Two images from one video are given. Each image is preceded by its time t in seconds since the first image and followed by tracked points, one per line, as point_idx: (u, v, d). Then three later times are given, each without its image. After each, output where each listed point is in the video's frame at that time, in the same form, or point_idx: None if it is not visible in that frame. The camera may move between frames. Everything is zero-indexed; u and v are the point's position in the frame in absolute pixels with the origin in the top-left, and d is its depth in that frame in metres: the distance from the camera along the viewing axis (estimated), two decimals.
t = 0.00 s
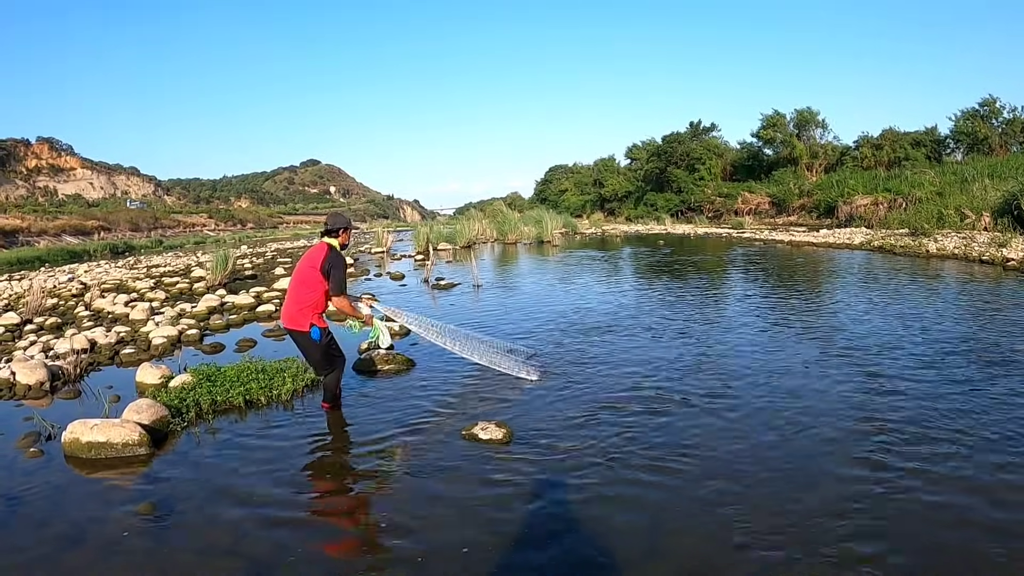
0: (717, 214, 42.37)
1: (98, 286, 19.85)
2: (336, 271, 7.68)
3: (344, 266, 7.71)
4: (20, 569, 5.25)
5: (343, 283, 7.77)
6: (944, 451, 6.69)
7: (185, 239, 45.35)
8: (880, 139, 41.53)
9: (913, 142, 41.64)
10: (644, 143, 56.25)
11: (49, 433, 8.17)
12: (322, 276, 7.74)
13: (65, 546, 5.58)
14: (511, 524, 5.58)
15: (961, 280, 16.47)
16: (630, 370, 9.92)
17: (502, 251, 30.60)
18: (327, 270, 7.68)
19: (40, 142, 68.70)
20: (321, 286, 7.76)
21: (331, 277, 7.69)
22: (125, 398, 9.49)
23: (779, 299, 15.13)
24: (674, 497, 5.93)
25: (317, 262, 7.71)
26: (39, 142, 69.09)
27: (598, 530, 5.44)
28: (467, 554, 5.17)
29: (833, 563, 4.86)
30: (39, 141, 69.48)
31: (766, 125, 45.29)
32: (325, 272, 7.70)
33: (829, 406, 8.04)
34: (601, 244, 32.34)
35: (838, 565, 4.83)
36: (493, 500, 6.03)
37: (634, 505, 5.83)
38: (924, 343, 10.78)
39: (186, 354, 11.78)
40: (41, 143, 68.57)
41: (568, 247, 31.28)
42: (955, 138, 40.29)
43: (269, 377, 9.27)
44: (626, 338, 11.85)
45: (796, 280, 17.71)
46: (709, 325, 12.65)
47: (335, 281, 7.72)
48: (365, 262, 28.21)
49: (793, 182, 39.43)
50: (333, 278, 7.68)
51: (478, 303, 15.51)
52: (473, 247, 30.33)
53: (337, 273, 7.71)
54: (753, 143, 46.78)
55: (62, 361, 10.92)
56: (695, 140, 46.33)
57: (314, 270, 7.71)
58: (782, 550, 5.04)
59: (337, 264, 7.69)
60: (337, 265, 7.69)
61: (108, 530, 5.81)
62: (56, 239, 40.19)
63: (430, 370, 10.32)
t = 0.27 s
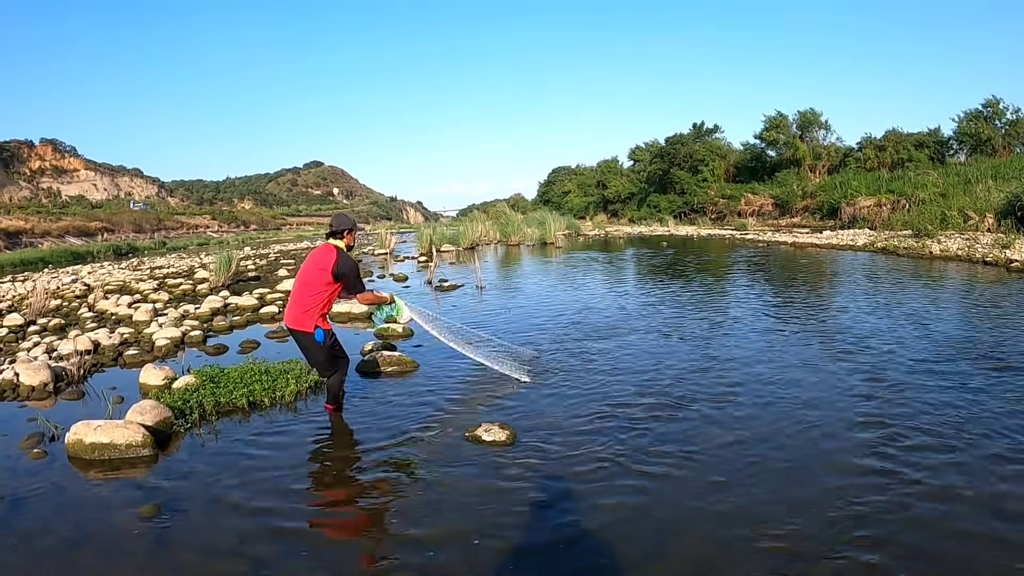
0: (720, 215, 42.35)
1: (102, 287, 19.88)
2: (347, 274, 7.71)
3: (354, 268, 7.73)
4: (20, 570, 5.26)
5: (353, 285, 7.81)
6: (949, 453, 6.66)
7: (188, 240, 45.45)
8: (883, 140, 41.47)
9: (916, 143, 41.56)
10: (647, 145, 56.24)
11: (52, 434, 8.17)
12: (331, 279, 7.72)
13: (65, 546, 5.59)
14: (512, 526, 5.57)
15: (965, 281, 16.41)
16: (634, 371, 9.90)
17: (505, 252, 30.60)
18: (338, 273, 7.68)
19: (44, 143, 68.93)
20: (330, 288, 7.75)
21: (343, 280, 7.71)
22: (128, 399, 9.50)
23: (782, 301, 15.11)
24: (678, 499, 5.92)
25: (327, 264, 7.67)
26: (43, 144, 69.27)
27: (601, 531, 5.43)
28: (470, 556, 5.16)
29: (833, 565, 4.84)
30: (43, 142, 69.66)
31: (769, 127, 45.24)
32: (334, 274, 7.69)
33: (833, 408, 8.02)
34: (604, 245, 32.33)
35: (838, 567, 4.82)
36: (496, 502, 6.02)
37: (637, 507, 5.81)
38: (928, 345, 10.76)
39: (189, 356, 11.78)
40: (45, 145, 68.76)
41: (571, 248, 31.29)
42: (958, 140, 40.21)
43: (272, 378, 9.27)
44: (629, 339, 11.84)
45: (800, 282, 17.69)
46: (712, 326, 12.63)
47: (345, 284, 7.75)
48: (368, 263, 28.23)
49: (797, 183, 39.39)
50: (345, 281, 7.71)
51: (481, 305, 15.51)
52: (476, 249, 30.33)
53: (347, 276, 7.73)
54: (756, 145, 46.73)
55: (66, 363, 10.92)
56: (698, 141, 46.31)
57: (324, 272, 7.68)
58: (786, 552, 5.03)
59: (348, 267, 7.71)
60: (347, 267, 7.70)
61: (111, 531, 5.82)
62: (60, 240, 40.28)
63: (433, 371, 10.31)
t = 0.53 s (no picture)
0: (720, 215, 42.34)
1: (102, 287, 19.88)
2: (352, 271, 7.69)
3: (359, 265, 7.73)
4: (20, 570, 5.26)
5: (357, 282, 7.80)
6: (949, 453, 6.66)
7: (188, 240, 45.42)
8: (884, 140, 41.43)
9: (917, 143, 41.53)
10: (647, 144, 56.23)
11: (53, 433, 8.18)
12: (335, 275, 7.73)
13: (65, 546, 5.59)
14: (513, 526, 5.56)
15: (966, 281, 16.39)
16: (634, 371, 9.90)
17: (505, 252, 30.59)
18: (342, 270, 7.69)
19: (44, 143, 68.96)
20: (334, 285, 7.76)
21: (347, 277, 7.70)
22: (129, 399, 9.49)
23: (782, 300, 15.11)
24: (678, 499, 5.92)
25: (332, 261, 7.69)
26: (43, 143, 69.27)
27: (601, 531, 5.42)
28: (469, 556, 5.16)
29: (834, 565, 4.84)
30: (44, 142, 69.67)
31: (769, 127, 45.20)
32: (339, 271, 7.70)
33: (834, 408, 8.01)
34: (604, 245, 32.33)
35: (839, 566, 4.82)
36: (496, 501, 6.01)
37: (637, 506, 5.81)
38: (928, 345, 10.75)
39: (190, 355, 11.78)
40: (45, 145, 68.79)
41: (571, 248, 31.28)
42: (959, 140, 40.19)
43: (272, 378, 9.27)
44: (629, 338, 11.84)
45: (800, 282, 17.68)
46: (712, 326, 12.64)
47: (349, 281, 7.74)
48: (369, 263, 28.23)
49: (797, 183, 39.37)
50: (348, 278, 7.70)
51: (482, 304, 15.52)
52: (477, 248, 30.31)
53: (351, 273, 7.72)
54: (756, 144, 46.70)
55: (65, 362, 10.91)
56: (699, 141, 46.29)
57: (329, 269, 7.70)
58: (785, 552, 5.02)
59: (352, 264, 7.69)
60: (353, 265, 7.68)
61: (111, 531, 5.81)
62: (60, 240, 40.31)
63: (434, 371, 10.30)
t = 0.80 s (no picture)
0: (721, 213, 42.32)
1: (103, 286, 19.90)
2: (355, 269, 7.67)
3: (361, 262, 7.70)
4: (18, 570, 5.24)
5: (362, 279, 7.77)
6: (949, 451, 6.65)
7: (190, 238, 45.45)
8: (885, 138, 41.38)
9: (918, 141, 41.47)
10: (648, 143, 56.23)
11: (53, 432, 8.18)
12: (340, 273, 7.72)
13: (64, 545, 5.58)
14: (513, 524, 5.56)
15: (967, 279, 16.37)
16: (634, 369, 9.90)
17: (507, 250, 30.58)
18: (345, 267, 7.67)
19: (45, 142, 69.04)
20: (340, 284, 7.76)
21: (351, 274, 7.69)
22: (129, 397, 9.50)
23: (784, 298, 15.10)
24: (679, 497, 5.91)
25: (336, 259, 7.69)
26: (44, 142, 69.30)
27: (601, 529, 5.42)
28: (470, 554, 5.15)
29: (834, 562, 4.84)
30: (45, 141, 69.71)
31: (770, 125, 45.15)
32: (343, 269, 7.69)
33: (835, 406, 8.00)
34: (605, 243, 32.32)
35: (839, 564, 4.81)
36: (496, 499, 6.01)
37: (638, 504, 5.81)
38: (930, 343, 10.75)
39: (191, 353, 11.78)
40: (46, 144, 68.82)
41: (572, 246, 31.26)
42: (960, 138, 40.13)
43: (273, 376, 9.27)
44: (631, 337, 11.83)
45: (801, 280, 17.66)
46: (713, 324, 12.63)
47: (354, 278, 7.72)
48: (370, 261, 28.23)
49: (798, 181, 39.33)
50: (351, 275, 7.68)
51: (483, 303, 15.51)
52: (478, 247, 30.31)
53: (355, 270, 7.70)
54: (757, 143, 46.64)
55: (66, 361, 10.92)
56: (700, 139, 46.25)
57: (333, 267, 7.71)
58: (786, 550, 5.01)
59: (355, 262, 7.68)
60: (355, 262, 7.68)
61: (111, 529, 5.82)
62: (61, 238, 40.34)
63: (434, 369, 10.30)
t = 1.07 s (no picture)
0: (721, 212, 42.32)
1: (102, 285, 19.87)
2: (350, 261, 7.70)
3: (358, 255, 7.72)
4: (18, 570, 5.23)
5: (359, 273, 7.75)
6: (949, 449, 6.65)
7: (189, 237, 45.47)
8: (885, 137, 41.37)
9: (917, 140, 41.47)
10: (647, 141, 56.23)
11: (53, 431, 8.17)
12: (338, 267, 7.77)
13: (63, 545, 5.57)
14: (513, 523, 5.56)
15: (967, 278, 16.38)
16: (634, 367, 9.90)
17: (506, 249, 30.58)
18: (342, 260, 7.72)
19: (44, 141, 68.97)
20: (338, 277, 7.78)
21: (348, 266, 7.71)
22: (129, 396, 9.49)
23: (784, 297, 15.10)
24: (678, 495, 5.91)
25: (337, 253, 7.78)
26: (43, 141, 69.22)
27: (600, 527, 5.42)
28: (469, 553, 5.15)
29: (833, 560, 4.84)
30: (44, 140, 69.63)
31: (769, 124, 45.12)
32: (341, 262, 7.73)
33: (835, 404, 8.00)
34: (605, 242, 32.31)
35: (840, 562, 4.82)
36: (496, 498, 6.00)
37: (637, 503, 5.81)
38: (930, 342, 10.75)
39: (190, 352, 11.77)
40: (45, 143, 68.71)
41: (572, 245, 31.24)
42: (959, 136, 40.13)
43: (272, 375, 9.27)
44: (631, 335, 11.83)
45: (801, 278, 17.66)
46: (713, 323, 12.64)
47: (350, 271, 7.73)
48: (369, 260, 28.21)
49: (797, 180, 39.32)
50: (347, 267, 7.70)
51: (483, 301, 15.50)
52: (477, 246, 30.30)
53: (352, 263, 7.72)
54: (757, 141, 46.61)
55: (65, 360, 10.91)
56: (699, 138, 46.22)
57: (333, 260, 7.79)
58: (785, 548, 5.01)
59: (352, 254, 7.72)
60: (354, 256, 7.74)
61: (111, 529, 5.81)
62: (60, 237, 40.30)
63: (434, 368, 10.30)
